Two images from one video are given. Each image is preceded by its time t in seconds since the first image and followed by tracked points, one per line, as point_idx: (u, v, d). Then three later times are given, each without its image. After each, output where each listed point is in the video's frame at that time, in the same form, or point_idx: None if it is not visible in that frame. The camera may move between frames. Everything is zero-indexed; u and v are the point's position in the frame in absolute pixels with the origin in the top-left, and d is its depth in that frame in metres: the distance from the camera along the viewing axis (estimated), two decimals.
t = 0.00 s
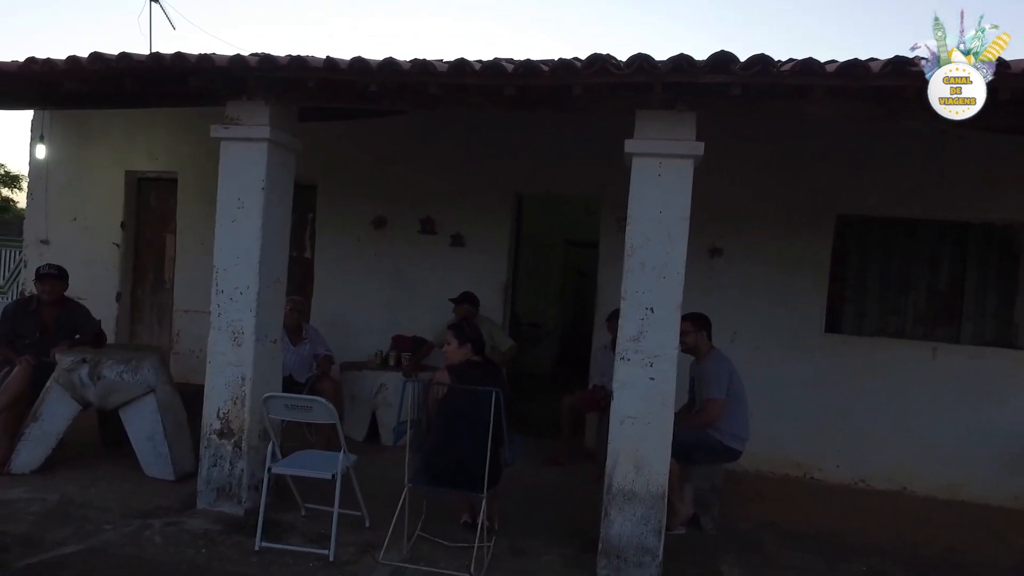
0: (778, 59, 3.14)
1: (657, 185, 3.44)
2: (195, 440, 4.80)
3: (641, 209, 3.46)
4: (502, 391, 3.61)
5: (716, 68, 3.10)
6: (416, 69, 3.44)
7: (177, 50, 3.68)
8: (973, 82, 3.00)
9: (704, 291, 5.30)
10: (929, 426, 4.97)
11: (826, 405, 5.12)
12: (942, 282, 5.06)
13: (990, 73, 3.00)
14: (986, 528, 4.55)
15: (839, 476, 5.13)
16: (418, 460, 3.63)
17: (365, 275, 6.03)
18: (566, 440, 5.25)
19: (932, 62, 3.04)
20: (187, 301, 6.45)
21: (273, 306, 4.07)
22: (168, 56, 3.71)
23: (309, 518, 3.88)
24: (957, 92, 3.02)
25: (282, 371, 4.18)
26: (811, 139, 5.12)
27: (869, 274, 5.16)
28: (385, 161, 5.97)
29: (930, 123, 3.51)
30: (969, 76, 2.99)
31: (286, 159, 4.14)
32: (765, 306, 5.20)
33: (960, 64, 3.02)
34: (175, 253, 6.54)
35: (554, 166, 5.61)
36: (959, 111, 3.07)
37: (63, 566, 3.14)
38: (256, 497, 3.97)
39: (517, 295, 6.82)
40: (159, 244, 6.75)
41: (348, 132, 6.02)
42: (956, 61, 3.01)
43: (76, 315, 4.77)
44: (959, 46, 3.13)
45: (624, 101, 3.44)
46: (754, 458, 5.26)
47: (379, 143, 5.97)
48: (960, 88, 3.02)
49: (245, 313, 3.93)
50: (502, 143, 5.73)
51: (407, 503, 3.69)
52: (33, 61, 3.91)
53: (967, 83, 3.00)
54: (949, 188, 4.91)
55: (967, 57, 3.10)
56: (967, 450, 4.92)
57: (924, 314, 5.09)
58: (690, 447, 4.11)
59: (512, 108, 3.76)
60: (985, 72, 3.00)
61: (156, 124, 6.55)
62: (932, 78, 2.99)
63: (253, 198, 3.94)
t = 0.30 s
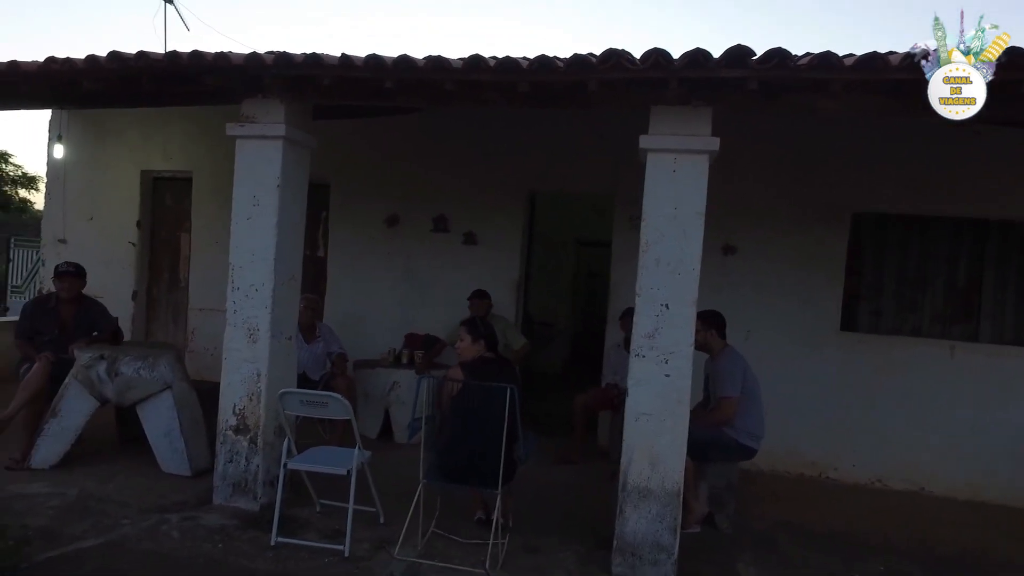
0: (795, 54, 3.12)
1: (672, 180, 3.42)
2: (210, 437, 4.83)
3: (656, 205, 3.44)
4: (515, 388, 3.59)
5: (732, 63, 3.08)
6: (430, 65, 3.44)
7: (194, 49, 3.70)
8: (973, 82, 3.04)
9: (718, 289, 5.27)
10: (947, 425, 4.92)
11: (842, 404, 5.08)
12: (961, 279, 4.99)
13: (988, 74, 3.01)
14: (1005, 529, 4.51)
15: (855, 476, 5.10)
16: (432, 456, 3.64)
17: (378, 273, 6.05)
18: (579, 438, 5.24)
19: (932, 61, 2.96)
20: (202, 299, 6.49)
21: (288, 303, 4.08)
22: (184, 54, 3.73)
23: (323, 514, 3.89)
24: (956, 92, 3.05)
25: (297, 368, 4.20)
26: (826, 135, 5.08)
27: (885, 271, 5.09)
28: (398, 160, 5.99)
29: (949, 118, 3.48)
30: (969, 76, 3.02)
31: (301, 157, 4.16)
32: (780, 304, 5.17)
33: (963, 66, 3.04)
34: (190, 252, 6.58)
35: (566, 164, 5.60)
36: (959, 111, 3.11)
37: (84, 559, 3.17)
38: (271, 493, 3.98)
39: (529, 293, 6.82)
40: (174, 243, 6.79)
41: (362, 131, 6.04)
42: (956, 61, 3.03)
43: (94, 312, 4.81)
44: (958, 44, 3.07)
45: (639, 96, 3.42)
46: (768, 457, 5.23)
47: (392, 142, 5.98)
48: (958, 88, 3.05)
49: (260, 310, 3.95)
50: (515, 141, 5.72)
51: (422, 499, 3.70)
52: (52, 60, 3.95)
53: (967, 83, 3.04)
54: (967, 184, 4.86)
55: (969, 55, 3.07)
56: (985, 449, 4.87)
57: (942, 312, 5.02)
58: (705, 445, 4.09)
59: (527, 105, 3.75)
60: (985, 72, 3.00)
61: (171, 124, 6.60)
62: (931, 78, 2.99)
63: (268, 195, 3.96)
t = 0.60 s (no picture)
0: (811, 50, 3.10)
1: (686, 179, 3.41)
2: (225, 435, 4.86)
3: (671, 204, 3.43)
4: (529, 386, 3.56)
5: (748, 60, 3.06)
6: (445, 64, 3.45)
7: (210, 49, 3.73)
8: (973, 82, 3.04)
9: (732, 288, 5.25)
10: (963, 426, 4.88)
11: (857, 405, 5.04)
12: (978, 279, 4.93)
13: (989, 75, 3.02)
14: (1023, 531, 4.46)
15: (870, 477, 5.06)
16: (445, 455, 3.64)
17: (390, 273, 6.06)
18: (591, 437, 5.22)
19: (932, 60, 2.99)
20: (216, 299, 6.53)
21: (302, 302, 4.10)
22: (201, 54, 3.76)
23: (337, 512, 3.90)
24: (958, 92, 3.06)
25: (311, 367, 4.21)
26: (841, 134, 5.05)
27: (901, 270, 5.05)
28: (410, 159, 6.00)
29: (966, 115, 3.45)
30: (969, 76, 3.03)
31: (315, 156, 4.18)
32: (794, 303, 5.14)
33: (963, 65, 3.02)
34: (204, 252, 6.62)
35: (578, 163, 5.60)
36: (959, 110, 3.14)
37: (102, 554, 3.20)
38: (285, 491, 4.00)
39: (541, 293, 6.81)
40: (188, 243, 6.83)
41: (374, 131, 6.06)
42: (956, 61, 3.01)
43: (111, 311, 4.84)
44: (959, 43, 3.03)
45: (653, 93, 3.41)
46: (782, 457, 5.20)
47: (405, 141, 6.00)
48: (960, 88, 3.07)
49: (275, 309, 3.97)
50: (527, 140, 5.72)
51: (435, 498, 3.70)
52: (71, 61, 3.99)
53: (967, 83, 3.05)
54: (984, 183, 4.81)
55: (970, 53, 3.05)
56: (1003, 451, 4.82)
57: (959, 312, 4.97)
58: (719, 445, 4.07)
59: (540, 104, 3.75)
60: (985, 72, 3.01)
61: (186, 124, 6.65)
62: (931, 77, 3.03)
63: (283, 194, 3.98)
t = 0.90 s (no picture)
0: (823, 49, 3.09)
1: (697, 178, 3.40)
2: (235, 435, 4.88)
3: (682, 203, 3.42)
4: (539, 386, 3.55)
5: (760, 59, 3.06)
6: (456, 64, 3.45)
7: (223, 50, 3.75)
8: (973, 82, 3.06)
9: (741, 288, 5.24)
10: (975, 426, 4.85)
11: (868, 405, 5.02)
12: (990, 279, 4.90)
13: (989, 74, 3.01)
14: None
15: (881, 478, 5.03)
16: (456, 455, 3.64)
17: (399, 273, 6.07)
18: (600, 438, 5.22)
19: (930, 63, 2.99)
20: (225, 299, 6.56)
21: (313, 302, 4.11)
22: (213, 55, 3.78)
23: (347, 511, 3.91)
24: (957, 92, 3.08)
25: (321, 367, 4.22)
26: (852, 133, 5.03)
27: (912, 270, 5.02)
28: (420, 160, 6.02)
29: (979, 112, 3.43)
30: (969, 76, 3.04)
31: (325, 157, 4.19)
32: (804, 303, 5.12)
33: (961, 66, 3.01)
34: (214, 252, 6.64)
35: (588, 163, 5.59)
36: (959, 110, 3.16)
37: (115, 552, 3.21)
38: (295, 490, 4.01)
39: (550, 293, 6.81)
40: (197, 244, 6.85)
41: (384, 132, 6.07)
42: (956, 61, 3.02)
43: (124, 311, 4.88)
44: (960, 43, 3.03)
45: (665, 92, 3.41)
46: (792, 457, 5.19)
47: (414, 142, 6.01)
48: (960, 88, 3.08)
49: (286, 308, 3.98)
50: (536, 140, 5.73)
51: (445, 498, 3.70)
52: (85, 63, 4.01)
53: (967, 83, 3.06)
54: (996, 181, 4.78)
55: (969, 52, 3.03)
56: (1016, 451, 4.79)
57: (970, 312, 4.94)
58: (730, 445, 4.05)
59: (551, 103, 3.75)
60: (985, 72, 3.00)
61: (196, 125, 6.68)
62: (932, 78, 3.04)
63: (294, 194, 3.99)
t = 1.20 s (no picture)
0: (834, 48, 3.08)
1: (707, 178, 3.40)
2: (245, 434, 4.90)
3: (692, 203, 3.42)
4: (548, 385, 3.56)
5: (770, 59, 3.05)
6: (465, 65, 3.46)
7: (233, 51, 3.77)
8: (973, 81, 3.06)
9: (750, 288, 5.24)
10: (986, 427, 4.83)
11: (877, 405, 5.01)
12: (1002, 279, 4.88)
13: (988, 75, 3.01)
14: None
15: (891, 478, 5.02)
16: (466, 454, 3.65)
17: (407, 272, 6.09)
18: (608, 437, 5.22)
19: (930, 62, 2.98)
20: (234, 299, 6.58)
21: (322, 302, 4.12)
22: (225, 56, 3.80)
23: (357, 510, 3.92)
24: (957, 92, 3.07)
25: (330, 366, 4.23)
26: (861, 133, 5.02)
27: (922, 270, 5.00)
28: (428, 160, 6.03)
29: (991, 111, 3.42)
30: (969, 76, 3.03)
31: (335, 157, 4.20)
32: (813, 303, 5.11)
33: (961, 66, 3.01)
34: (223, 252, 6.67)
35: (596, 163, 5.59)
36: (959, 110, 3.13)
37: (128, 549, 3.24)
38: (305, 489, 4.02)
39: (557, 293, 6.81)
40: (207, 244, 6.89)
41: (392, 132, 6.09)
42: (956, 61, 3.01)
43: (134, 310, 4.91)
44: (959, 42, 3.01)
45: (674, 92, 3.41)
46: (801, 458, 5.18)
47: (422, 142, 6.02)
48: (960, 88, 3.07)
49: (296, 308, 3.99)
50: (544, 140, 5.73)
51: (455, 497, 3.71)
52: (97, 64, 4.04)
53: (967, 83, 3.06)
54: (1008, 181, 4.75)
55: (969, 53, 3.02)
56: None
57: (982, 313, 4.91)
58: (740, 446, 4.04)
59: (560, 103, 3.76)
60: (985, 72, 2.99)
61: (205, 125, 6.71)
62: (932, 77, 3.02)
63: (304, 194, 4.01)
